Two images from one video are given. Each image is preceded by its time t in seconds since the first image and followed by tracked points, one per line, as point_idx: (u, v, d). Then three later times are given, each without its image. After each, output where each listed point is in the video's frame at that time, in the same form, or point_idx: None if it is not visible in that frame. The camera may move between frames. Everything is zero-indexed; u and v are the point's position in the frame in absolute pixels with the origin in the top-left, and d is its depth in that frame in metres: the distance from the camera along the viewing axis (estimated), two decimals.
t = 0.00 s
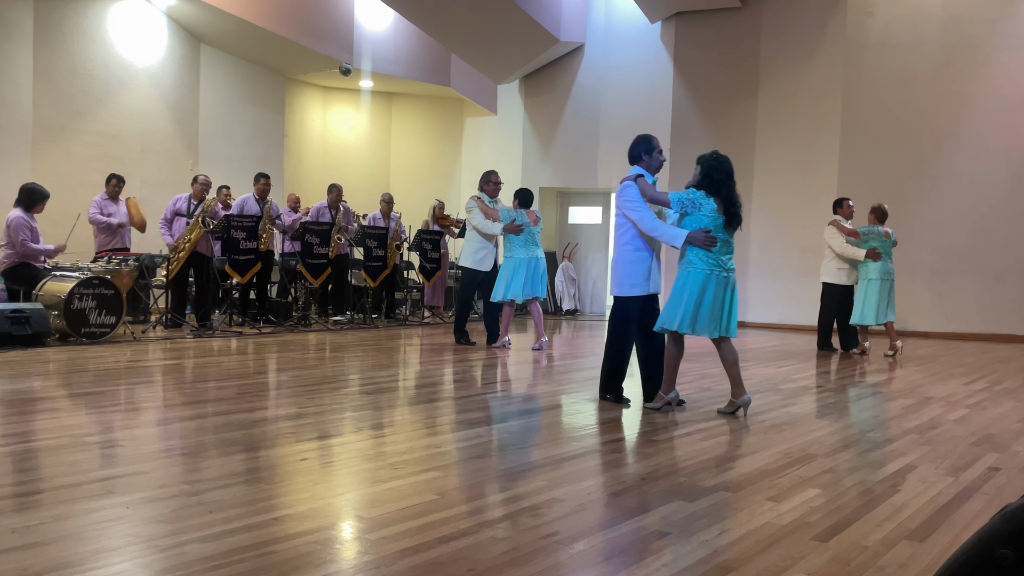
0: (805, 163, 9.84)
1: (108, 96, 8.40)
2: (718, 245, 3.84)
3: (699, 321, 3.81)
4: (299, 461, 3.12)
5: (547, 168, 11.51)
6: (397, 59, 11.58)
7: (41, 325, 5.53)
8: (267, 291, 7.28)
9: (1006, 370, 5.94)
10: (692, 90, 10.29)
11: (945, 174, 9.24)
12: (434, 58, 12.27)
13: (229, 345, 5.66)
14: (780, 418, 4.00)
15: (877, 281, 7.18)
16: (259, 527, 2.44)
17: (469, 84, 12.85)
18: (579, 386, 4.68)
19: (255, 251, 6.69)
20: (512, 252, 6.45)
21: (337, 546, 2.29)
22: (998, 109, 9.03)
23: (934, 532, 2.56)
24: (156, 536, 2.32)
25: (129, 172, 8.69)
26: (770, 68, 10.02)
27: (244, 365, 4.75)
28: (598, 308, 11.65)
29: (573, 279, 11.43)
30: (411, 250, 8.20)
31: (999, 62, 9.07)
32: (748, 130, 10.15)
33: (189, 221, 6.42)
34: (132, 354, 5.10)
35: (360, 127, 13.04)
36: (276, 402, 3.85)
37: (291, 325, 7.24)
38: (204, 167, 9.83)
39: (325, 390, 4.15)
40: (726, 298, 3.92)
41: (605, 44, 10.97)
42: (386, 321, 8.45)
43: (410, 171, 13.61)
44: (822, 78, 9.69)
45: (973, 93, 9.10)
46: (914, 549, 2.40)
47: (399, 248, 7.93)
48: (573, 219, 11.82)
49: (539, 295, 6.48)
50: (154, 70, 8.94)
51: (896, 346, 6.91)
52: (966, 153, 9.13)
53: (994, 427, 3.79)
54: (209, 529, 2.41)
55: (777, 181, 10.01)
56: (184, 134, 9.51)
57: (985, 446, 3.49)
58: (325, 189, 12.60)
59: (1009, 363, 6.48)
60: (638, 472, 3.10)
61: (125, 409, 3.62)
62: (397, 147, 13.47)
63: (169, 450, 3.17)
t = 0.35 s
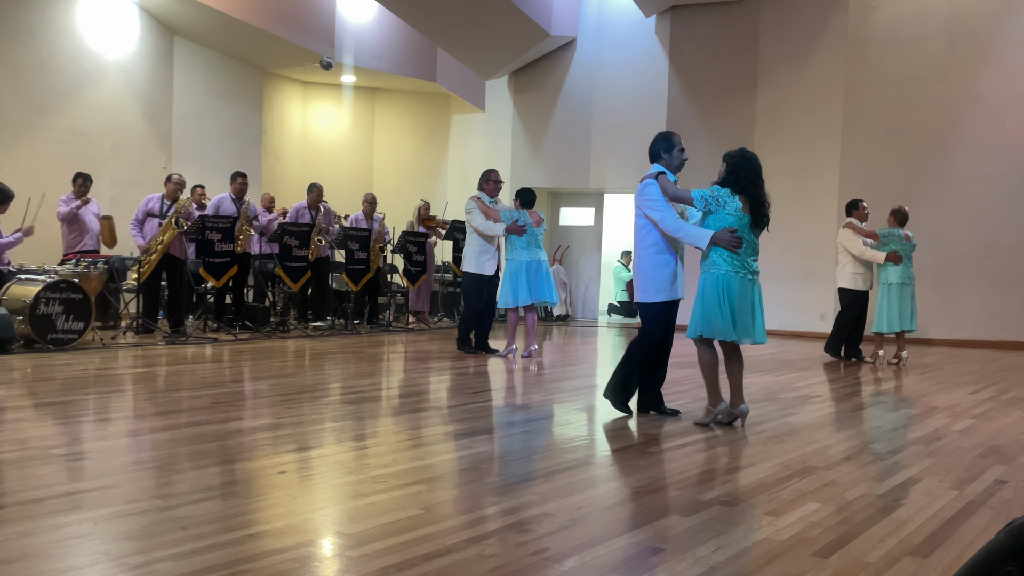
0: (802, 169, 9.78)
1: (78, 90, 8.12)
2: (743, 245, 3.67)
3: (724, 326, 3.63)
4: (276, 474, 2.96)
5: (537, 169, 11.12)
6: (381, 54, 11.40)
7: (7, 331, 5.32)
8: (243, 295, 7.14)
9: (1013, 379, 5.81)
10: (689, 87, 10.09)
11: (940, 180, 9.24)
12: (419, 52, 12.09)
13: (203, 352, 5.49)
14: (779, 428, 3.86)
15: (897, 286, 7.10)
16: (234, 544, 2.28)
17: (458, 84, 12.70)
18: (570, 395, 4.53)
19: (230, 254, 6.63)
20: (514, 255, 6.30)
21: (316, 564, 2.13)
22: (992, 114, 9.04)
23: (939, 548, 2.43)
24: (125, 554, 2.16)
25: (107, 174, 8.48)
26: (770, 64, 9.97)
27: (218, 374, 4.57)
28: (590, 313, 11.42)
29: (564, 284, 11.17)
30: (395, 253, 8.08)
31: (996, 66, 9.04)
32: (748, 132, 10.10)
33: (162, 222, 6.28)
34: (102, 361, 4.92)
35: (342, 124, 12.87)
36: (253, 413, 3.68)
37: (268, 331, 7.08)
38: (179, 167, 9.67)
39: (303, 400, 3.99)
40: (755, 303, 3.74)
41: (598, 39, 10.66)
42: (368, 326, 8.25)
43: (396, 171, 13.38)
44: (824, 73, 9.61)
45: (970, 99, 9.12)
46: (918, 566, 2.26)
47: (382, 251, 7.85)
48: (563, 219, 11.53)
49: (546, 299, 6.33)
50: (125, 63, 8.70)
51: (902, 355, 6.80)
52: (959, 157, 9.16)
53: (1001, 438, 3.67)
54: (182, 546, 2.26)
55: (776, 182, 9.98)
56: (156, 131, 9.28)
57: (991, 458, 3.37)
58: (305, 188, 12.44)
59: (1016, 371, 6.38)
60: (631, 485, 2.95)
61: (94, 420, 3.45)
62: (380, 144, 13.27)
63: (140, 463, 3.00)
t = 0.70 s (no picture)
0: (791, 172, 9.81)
1: (54, 89, 8.01)
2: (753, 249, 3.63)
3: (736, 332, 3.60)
4: (256, 481, 2.89)
5: (525, 169, 11.23)
6: (365, 53, 11.30)
7: None
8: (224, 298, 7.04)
9: (1005, 384, 5.80)
10: (678, 89, 10.07)
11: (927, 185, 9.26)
12: (406, 49, 12.06)
13: (183, 356, 5.42)
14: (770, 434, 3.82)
15: (902, 291, 6.83)
16: (214, 552, 2.21)
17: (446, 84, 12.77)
18: (557, 400, 4.47)
19: (211, 256, 6.48)
20: (508, 258, 6.23)
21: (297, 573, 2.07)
22: (980, 119, 9.06)
23: (928, 555, 2.39)
24: (101, 563, 2.10)
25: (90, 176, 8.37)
26: (759, 66, 9.95)
27: (198, 379, 4.50)
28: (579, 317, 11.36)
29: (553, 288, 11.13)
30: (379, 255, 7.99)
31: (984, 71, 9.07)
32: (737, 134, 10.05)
33: (141, 225, 6.13)
34: (77, 366, 4.83)
35: (326, 123, 12.77)
36: (234, 418, 3.62)
37: (249, 335, 6.99)
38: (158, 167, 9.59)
39: (285, 405, 3.92)
40: (765, 307, 3.70)
41: (586, 38, 10.67)
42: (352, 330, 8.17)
43: (380, 173, 13.32)
44: (814, 74, 9.64)
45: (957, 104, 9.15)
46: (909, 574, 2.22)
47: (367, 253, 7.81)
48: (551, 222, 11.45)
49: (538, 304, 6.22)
50: (105, 62, 8.64)
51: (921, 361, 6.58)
52: (945, 162, 9.18)
53: (992, 444, 3.64)
54: (160, 555, 2.19)
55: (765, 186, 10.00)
56: (136, 131, 9.20)
57: (982, 464, 3.34)
58: (287, 189, 12.29)
59: (1009, 377, 6.39)
60: (618, 492, 2.90)
61: (70, 425, 3.37)
62: (365, 144, 13.18)
63: (117, 470, 2.93)
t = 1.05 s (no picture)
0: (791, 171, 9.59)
1: (23, 77, 7.59)
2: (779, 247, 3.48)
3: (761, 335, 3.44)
4: (233, 493, 2.71)
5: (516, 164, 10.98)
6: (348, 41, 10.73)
7: None
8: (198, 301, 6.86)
9: (1018, 391, 5.65)
10: (678, 80, 9.99)
11: (928, 187, 9.09)
12: (389, 37, 11.32)
13: (156, 360, 5.25)
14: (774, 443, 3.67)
15: (928, 294, 6.70)
16: (184, 568, 2.04)
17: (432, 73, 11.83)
18: (550, 408, 4.32)
19: (185, 255, 6.28)
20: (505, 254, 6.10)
21: None
22: (983, 120, 8.92)
23: (944, 571, 2.24)
24: None
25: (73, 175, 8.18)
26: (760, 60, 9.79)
27: (171, 385, 4.31)
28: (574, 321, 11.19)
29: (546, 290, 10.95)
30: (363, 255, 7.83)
31: (986, 70, 8.92)
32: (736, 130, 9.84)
33: (108, 228, 6.01)
34: (43, 371, 4.64)
35: (307, 116, 12.22)
36: (209, 426, 3.45)
37: (225, 339, 6.81)
38: (131, 159, 9.09)
39: (263, 413, 3.74)
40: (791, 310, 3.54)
41: (582, 28, 10.52)
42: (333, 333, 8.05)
43: (362, 168, 12.70)
44: (823, 65, 9.44)
45: (959, 104, 8.99)
46: None
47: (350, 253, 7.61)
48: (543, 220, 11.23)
49: (533, 302, 6.09)
50: (72, 49, 8.13)
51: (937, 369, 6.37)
52: (946, 163, 9.04)
53: (1006, 454, 3.50)
54: (127, 571, 2.02)
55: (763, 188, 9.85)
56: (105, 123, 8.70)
57: (996, 474, 3.19)
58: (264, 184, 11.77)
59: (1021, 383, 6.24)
60: (616, 504, 2.74)
61: (34, 434, 3.19)
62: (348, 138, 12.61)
63: (85, 482, 2.75)
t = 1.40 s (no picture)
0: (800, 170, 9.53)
1: None
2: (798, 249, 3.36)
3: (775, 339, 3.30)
4: (214, 506, 2.54)
5: (512, 160, 10.56)
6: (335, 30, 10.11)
7: None
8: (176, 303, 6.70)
9: None
10: (681, 73, 9.76)
11: (936, 190, 8.97)
12: (378, 27, 10.69)
13: (131, 367, 5.08)
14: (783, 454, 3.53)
15: (954, 296, 6.59)
16: None
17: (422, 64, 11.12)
18: (548, 416, 4.17)
19: (163, 255, 6.19)
20: (499, 256, 5.92)
21: None
22: (992, 120, 8.79)
23: None
24: None
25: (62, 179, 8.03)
26: (769, 51, 9.71)
27: (148, 393, 4.14)
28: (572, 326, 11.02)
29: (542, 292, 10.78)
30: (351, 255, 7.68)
31: (995, 70, 8.78)
32: (744, 124, 9.76)
33: (82, 228, 5.88)
34: (11, 378, 4.45)
35: (291, 110, 11.55)
36: (187, 436, 3.30)
37: (205, 344, 6.64)
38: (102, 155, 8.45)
39: (245, 422, 3.58)
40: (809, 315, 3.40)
41: (581, 18, 10.16)
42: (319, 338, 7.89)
43: (350, 163, 11.97)
44: (834, 58, 9.40)
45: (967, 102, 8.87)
46: None
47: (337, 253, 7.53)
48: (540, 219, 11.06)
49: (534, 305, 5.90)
50: (43, 39, 7.59)
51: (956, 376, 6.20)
52: (955, 163, 8.91)
53: None
54: None
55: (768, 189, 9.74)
56: (78, 116, 8.16)
57: (1016, 487, 3.04)
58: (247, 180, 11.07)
59: None
60: (616, 519, 2.58)
61: (3, 444, 3.03)
62: (335, 134, 11.92)
63: (56, 494, 2.56)
